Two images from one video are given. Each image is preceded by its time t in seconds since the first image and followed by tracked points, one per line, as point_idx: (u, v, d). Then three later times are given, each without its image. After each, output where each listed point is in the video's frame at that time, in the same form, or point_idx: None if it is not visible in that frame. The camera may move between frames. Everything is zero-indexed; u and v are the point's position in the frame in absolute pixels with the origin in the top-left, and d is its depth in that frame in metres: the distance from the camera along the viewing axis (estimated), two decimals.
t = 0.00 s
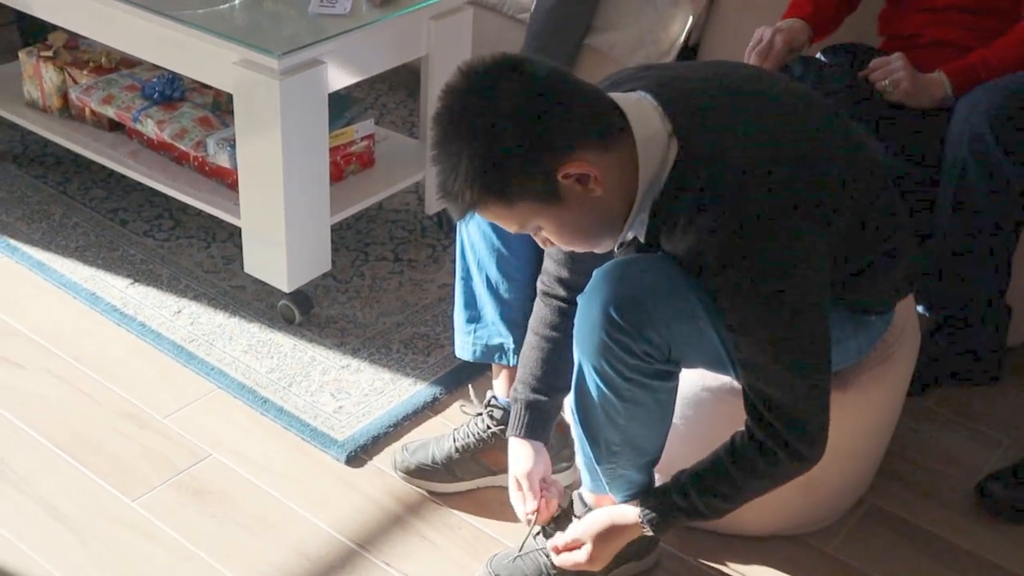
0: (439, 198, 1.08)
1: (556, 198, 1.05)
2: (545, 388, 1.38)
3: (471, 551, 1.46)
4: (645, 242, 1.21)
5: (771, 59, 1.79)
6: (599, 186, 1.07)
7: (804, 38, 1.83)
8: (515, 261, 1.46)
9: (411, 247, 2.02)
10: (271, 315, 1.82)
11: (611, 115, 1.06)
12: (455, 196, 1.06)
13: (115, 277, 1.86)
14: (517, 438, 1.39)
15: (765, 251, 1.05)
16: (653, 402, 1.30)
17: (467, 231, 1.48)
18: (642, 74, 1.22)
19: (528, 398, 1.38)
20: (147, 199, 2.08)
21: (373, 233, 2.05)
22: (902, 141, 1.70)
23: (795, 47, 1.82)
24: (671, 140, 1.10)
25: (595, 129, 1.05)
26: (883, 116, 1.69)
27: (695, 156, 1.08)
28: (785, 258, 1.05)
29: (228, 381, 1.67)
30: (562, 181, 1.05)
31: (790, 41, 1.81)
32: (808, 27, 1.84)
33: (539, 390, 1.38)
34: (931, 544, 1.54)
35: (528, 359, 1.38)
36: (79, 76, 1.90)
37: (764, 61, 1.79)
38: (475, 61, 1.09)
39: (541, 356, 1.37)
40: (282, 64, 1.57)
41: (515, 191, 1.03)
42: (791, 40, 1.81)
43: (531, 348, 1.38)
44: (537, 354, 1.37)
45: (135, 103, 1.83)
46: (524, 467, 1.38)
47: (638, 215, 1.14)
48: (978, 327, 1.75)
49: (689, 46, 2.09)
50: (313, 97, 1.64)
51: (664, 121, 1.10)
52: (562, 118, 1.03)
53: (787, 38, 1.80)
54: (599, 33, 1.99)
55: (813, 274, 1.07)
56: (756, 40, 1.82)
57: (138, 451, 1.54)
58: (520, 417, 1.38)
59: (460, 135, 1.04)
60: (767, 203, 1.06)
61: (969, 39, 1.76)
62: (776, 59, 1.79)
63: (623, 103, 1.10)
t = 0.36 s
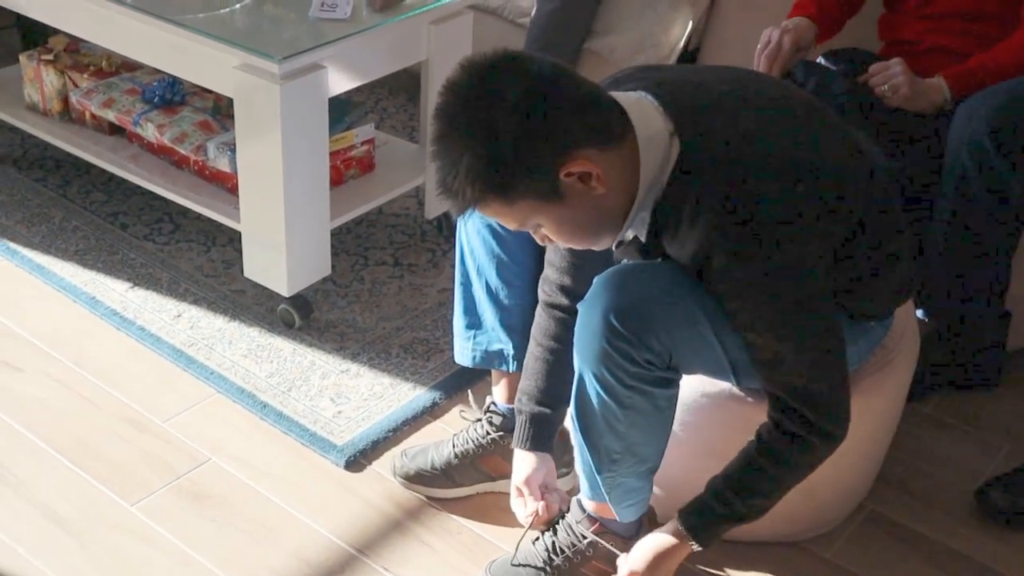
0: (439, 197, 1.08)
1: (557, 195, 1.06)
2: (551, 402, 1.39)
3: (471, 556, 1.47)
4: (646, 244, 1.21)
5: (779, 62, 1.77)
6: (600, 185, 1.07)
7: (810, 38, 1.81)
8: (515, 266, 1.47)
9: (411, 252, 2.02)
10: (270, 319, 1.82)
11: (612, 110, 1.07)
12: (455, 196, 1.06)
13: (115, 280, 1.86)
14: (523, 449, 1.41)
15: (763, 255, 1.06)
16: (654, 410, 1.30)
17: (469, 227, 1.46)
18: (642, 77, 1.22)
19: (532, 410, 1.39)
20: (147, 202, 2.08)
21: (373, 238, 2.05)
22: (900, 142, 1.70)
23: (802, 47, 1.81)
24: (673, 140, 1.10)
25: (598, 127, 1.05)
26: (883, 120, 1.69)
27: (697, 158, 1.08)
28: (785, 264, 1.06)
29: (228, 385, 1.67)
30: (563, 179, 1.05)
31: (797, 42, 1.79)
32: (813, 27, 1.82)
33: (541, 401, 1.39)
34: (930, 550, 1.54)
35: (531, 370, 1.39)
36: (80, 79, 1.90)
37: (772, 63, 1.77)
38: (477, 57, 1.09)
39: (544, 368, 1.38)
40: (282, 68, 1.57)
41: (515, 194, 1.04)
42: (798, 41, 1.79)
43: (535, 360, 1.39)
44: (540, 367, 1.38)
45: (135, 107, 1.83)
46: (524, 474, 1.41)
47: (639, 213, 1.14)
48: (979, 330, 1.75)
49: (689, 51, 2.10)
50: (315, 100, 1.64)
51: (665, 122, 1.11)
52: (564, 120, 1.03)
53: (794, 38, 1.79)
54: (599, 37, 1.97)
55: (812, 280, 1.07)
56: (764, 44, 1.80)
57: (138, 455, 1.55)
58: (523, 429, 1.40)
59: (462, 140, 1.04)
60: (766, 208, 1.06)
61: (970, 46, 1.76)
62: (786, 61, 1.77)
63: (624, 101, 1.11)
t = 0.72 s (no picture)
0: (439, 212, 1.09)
1: (556, 200, 1.06)
2: (552, 419, 1.40)
3: (471, 570, 1.46)
4: (646, 257, 1.21)
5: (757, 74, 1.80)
6: (601, 190, 1.07)
7: (793, 55, 1.84)
8: (515, 279, 1.47)
9: (410, 265, 2.02)
10: (270, 333, 1.82)
11: (612, 121, 1.08)
12: (456, 202, 1.08)
13: (115, 295, 1.86)
14: (526, 466, 1.43)
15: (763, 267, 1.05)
16: (655, 423, 1.30)
17: (468, 234, 1.46)
18: (641, 88, 1.23)
19: (536, 429, 1.40)
20: (147, 217, 2.09)
21: (372, 251, 2.05)
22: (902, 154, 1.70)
23: (783, 62, 1.83)
24: (672, 152, 1.11)
25: (597, 138, 1.06)
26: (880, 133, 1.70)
27: (696, 167, 1.09)
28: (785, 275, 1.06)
29: (228, 399, 1.67)
30: (563, 185, 1.06)
31: (779, 57, 1.82)
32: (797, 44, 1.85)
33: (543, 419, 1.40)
34: (930, 561, 1.54)
35: (534, 388, 1.40)
36: (80, 95, 1.90)
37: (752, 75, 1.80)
38: (477, 68, 1.10)
39: (546, 385, 1.38)
40: (282, 83, 1.57)
41: (515, 195, 1.05)
42: (778, 54, 1.82)
43: (536, 375, 1.39)
44: (542, 384, 1.38)
45: (135, 122, 1.84)
46: (524, 488, 1.45)
47: (638, 226, 1.14)
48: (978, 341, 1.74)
49: (687, 64, 2.10)
50: (315, 115, 1.65)
51: (665, 133, 1.11)
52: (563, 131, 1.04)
53: (775, 53, 1.82)
54: (598, 51, 1.97)
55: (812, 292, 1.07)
56: (745, 55, 1.83)
57: (138, 470, 1.54)
58: (527, 447, 1.41)
59: (462, 152, 1.05)
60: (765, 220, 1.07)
61: (968, 57, 1.76)
62: (763, 74, 1.80)
63: (626, 113, 1.12)
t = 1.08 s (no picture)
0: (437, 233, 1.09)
1: (552, 219, 1.07)
2: (553, 440, 1.40)
3: None
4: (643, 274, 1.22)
5: (769, 92, 1.81)
6: (596, 207, 1.08)
7: (803, 66, 1.84)
8: (514, 298, 1.47)
9: (410, 285, 2.03)
10: (270, 354, 1.83)
11: (605, 140, 1.09)
12: (452, 219, 1.09)
13: (115, 317, 1.87)
14: (528, 488, 1.44)
15: (762, 278, 1.06)
16: (653, 440, 1.30)
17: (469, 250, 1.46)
18: (636, 106, 1.24)
19: (537, 450, 1.41)
20: (147, 239, 2.09)
21: (372, 272, 2.05)
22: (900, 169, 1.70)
23: (794, 74, 1.83)
24: (664, 169, 1.12)
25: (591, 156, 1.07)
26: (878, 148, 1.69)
27: (691, 185, 1.10)
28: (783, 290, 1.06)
29: (229, 420, 1.67)
30: (558, 202, 1.07)
31: (789, 70, 1.82)
32: (808, 56, 1.85)
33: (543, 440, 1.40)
34: None
35: (534, 409, 1.40)
36: (80, 118, 1.91)
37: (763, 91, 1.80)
38: (473, 87, 1.11)
39: (546, 406, 1.39)
40: (282, 105, 1.58)
41: (513, 212, 1.06)
42: (788, 69, 1.82)
43: (537, 400, 1.39)
44: (542, 406, 1.39)
45: (135, 144, 1.85)
46: (524, 511, 1.45)
47: (633, 243, 1.15)
48: (978, 356, 1.74)
49: (685, 83, 2.11)
50: (314, 136, 1.65)
51: (658, 150, 1.13)
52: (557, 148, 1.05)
53: (785, 66, 1.82)
54: (594, 70, 2.03)
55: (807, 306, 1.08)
56: (756, 73, 1.84)
57: (138, 492, 1.54)
58: (528, 469, 1.42)
59: (459, 168, 1.06)
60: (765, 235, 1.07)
61: (965, 76, 1.76)
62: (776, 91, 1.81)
63: (618, 131, 1.13)
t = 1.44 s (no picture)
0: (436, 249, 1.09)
1: (551, 235, 1.07)
2: (553, 453, 1.41)
3: None
4: (642, 289, 1.23)
5: (744, 104, 1.81)
6: (596, 224, 1.09)
7: (780, 82, 1.84)
8: (514, 312, 1.47)
9: (410, 299, 2.03)
10: (270, 368, 1.83)
11: (605, 156, 1.10)
12: (452, 235, 1.09)
13: (115, 332, 1.87)
14: (528, 501, 1.45)
15: (760, 294, 1.06)
16: (654, 453, 1.30)
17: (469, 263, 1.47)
18: (635, 121, 1.24)
19: (537, 463, 1.41)
20: (147, 254, 2.10)
21: (373, 285, 2.06)
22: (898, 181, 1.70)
23: (771, 89, 1.83)
24: (664, 188, 1.12)
25: (590, 172, 1.08)
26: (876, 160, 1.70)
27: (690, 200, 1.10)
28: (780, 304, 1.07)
29: (229, 434, 1.67)
30: (558, 219, 1.07)
31: (765, 84, 1.83)
32: (786, 73, 1.85)
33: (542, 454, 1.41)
34: None
35: (533, 423, 1.40)
36: (80, 133, 1.92)
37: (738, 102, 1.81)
38: (472, 103, 1.12)
39: (546, 420, 1.39)
40: (281, 119, 1.58)
41: (512, 228, 1.06)
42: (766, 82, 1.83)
43: (537, 411, 1.40)
44: (542, 419, 1.39)
45: (135, 160, 1.85)
46: (525, 524, 1.47)
47: (633, 259, 1.16)
48: (977, 368, 1.74)
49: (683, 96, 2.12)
50: (314, 150, 1.66)
51: (658, 169, 1.13)
52: (555, 163, 1.06)
53: (761, 80, 1.82)
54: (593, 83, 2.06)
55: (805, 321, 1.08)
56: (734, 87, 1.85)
57: (139, 507, 1.54)
58: (527, 482, 1.42)
59: (458, 184, 1.07)
60: (764, 249, 1.08)
61: (962, 88, 1.76)
62: (751, 103, 1.81)
63: (618, 148, 1.13)
